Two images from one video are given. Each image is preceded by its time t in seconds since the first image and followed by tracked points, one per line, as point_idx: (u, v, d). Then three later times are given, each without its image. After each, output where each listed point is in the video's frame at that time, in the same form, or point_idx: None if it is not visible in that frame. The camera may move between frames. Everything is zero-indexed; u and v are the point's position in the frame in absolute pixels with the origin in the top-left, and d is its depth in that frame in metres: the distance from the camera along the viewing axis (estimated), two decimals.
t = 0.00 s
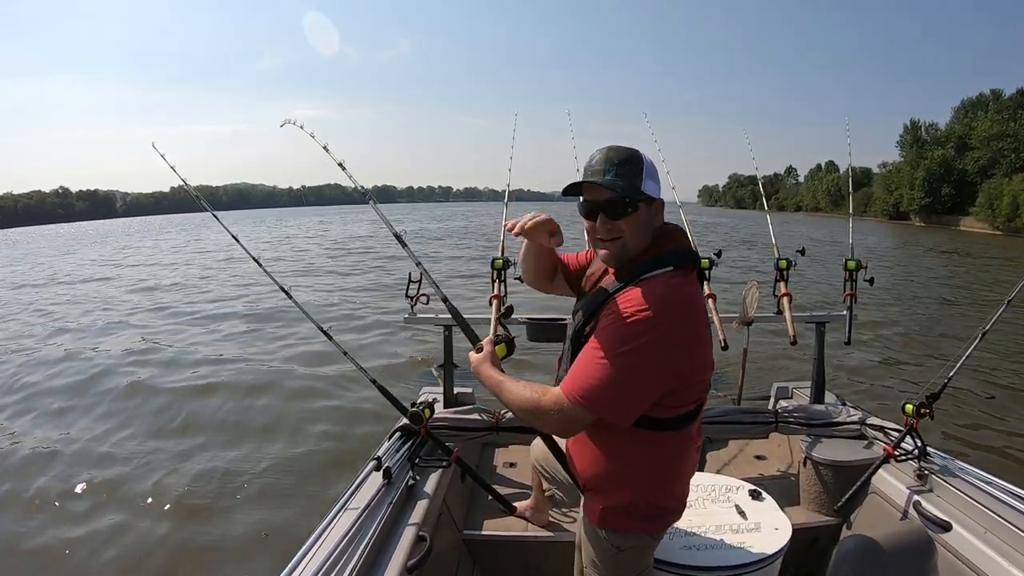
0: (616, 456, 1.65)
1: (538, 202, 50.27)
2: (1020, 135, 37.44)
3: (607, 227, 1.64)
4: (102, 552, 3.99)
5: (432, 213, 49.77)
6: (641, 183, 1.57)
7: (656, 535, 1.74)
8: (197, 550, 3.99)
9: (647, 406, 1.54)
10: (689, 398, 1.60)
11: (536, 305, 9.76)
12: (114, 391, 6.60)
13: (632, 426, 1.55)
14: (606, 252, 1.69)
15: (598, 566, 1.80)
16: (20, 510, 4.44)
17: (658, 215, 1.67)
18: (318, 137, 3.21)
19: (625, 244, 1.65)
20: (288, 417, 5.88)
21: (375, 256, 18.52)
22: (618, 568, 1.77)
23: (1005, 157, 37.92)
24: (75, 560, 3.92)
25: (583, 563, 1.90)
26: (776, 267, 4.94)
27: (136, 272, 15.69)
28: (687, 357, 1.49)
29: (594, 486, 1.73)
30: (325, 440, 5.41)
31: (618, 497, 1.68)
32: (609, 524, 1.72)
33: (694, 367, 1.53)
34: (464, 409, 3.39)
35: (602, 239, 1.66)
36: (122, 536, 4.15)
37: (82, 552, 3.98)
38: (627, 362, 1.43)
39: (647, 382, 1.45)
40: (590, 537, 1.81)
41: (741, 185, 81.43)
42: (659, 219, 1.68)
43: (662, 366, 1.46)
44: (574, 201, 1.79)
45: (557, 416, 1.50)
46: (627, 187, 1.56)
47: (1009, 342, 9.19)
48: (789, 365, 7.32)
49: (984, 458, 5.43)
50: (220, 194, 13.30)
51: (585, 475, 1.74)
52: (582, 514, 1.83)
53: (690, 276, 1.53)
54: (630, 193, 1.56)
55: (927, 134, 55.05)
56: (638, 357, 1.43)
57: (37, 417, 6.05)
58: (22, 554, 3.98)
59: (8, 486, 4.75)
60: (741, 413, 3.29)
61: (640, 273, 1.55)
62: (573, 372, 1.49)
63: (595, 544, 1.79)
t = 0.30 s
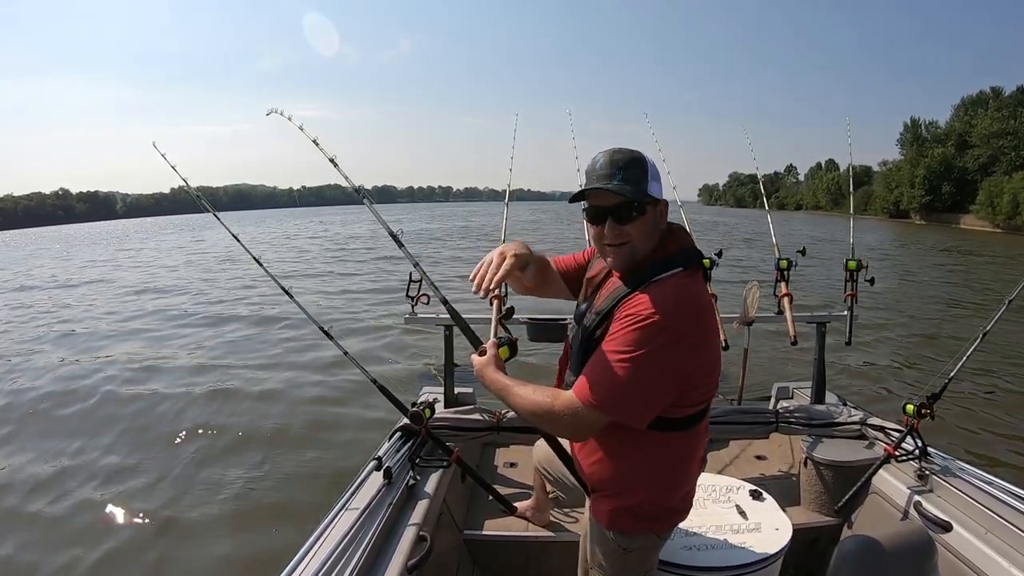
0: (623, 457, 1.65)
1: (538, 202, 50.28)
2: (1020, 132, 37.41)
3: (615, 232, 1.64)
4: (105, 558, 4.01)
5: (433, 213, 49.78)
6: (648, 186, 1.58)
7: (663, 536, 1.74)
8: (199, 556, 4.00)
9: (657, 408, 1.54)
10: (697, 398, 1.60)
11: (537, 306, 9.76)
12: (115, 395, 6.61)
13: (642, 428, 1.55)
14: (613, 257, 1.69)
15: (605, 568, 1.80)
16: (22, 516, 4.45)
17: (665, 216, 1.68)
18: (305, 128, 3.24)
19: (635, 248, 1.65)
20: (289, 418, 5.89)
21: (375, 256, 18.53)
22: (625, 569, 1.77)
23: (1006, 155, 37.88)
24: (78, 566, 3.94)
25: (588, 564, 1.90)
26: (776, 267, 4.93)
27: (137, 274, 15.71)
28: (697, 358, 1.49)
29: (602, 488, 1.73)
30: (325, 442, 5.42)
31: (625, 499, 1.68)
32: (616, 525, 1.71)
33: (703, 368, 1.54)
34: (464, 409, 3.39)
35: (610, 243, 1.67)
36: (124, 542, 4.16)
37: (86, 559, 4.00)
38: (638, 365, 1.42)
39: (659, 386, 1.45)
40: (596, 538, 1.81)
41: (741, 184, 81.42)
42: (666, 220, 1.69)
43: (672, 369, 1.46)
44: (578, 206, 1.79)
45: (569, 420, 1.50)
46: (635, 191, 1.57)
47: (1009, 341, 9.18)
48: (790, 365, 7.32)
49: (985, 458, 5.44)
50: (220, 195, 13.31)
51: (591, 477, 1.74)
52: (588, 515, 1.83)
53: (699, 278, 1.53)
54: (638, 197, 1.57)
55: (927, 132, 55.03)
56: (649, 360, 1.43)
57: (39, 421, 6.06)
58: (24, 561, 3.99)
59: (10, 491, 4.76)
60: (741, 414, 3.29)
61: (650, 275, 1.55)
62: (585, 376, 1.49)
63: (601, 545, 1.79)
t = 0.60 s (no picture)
0: (629, 456, 1.65)
1: (538, 203, 50.29)
2: (1020, 131, 37.42)
3: (615, 233, 1.64)
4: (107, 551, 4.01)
5: (433, 214, 49.82)
6: (649, 186, 1.58)
7: (669, 534, 1.75)
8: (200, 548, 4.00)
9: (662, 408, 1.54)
10: (701, 396, 1.61)
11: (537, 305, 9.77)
12: (115, 395, 6.62)
13: (647, 427, 1.55)
14: (615, 257, 1.68)
15: (612, 567, 1.80)
16: (23, 513, 4.45)
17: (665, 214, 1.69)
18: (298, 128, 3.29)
19: (638, 247, 1.65)
20: (289, 418, 5.89)
21: (375, 257, 18.55)
22: (632, 567, 1.77)
23: (1006, 153, 37.90)
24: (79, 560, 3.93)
25: (594, 562, 1.90)
26: (776, 266, 4.93)
27: (137, 276, 15.72)
28: (700, 357, 1.49)
29: (608, 487, 1.73)
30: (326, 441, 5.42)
31: (631, 497, 1.68)
32: (623, 523, 1.71)
33: (706, 367, 1.54)
34: (464, 409, 3.39)
35: (610, 243, 1.67)
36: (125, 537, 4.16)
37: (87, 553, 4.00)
38: (643, 366, 1.42)
39: (664, 386, 1.45)
40: (602, 537, 1.81)
41: (742, 183, 81.41)
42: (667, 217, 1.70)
43: (676, 369, 1.46)
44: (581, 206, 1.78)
45: (577, 422, 1.50)
46: (636, 191, 1.57)
47: (1009, 339, 9.18)
48: (790, 364, 7.33)
49: (986, 456, 5.44)
50: (221, 196, 13.35)
51: (597, 476, 1.74)
52: (594, 514, 1.83)
53: (701, 278, 1.53)
54: (639, 198, 1.57)
55: (927, 131, 55.09)
56: (654, 361, 1.42)
57: (40, 421, 6.06)
58: (25, 559, 3.98)
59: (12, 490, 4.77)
60: (741, 413, 3.29)
61: (652, 276, 1.55)
62: (590, 377, 1.49)
63: (608, 544, 1.79)
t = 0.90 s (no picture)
0: (629, 455, 1.65)
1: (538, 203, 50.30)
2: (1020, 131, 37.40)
3: (586, 225, 1.68)
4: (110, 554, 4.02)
5: (433, 213, 49.83)
6: (616, 185, 1.56)
7: (667, 533, 1.74)
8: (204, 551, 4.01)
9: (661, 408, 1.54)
10: (701, 397, 1.61)
11: (536, 305, 9.77)
12: (115, 397, 6.62)
13: (647, 426, 1.55)
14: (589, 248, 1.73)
15: (610, 566, 1.80)
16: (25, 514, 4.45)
17: (643, 218, 1.62)
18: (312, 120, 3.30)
19: (601, 242, 1.67)
20: (290, 419, 5.90)
21: (376, 257, 18.56)
22: (630, 566, 1.77)
23: (1006, 153, 37.89)
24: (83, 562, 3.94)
25: (593, 560, 1.90)
26: (776, 265, 4.93)
27: (137, 277, 15.72)
28: (699, 358, 1.49)
29: (606, 486, 1.73)
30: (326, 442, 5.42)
31: (629, 496, 1.68)
32: (621, 521, 1.71)
33: (705, 368, 1.54)
34: (464, 409, 3.39)
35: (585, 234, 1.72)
36: (128, 539, 4.16)
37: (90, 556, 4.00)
38: (640, 366, 1.42)
39: (661, 387, 1.45)
40: (601, 536, 1.81)
41: (742, 183, 81.42)
42: (646, 222, 1.63)
43: (675, 369, 1.45)
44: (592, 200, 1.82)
45: (574, 421, 1.50)
46: (598, 188, 1.58)
47: (1009, 339, 9.19)
48: (790, 364, 7.34)
49: (984, 456, 5.45)
50: (221, 197, 13.35)
51: (596, 474, 1.74)
52: (593, 512, 1.83)
53: (697, 281, 1.51)
54: (598, 194, 1.58)
55: (928, 131, 55.18)
56: (651, 361, 1.42)
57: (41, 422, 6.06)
58: (26, 561, 3.99)
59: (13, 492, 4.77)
60: (741, 411, 3.29)
61: (647, 277, 1.54)
62: (587, 375, 1.49)
63: (606, 542, 1.79)
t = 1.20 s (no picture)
0: (624, 456, 1.65)
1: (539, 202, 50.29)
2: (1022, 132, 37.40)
3: (585, 222, 1.70)
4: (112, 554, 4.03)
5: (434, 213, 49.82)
6: (613, 182, 1.58)
7: (663, 534, 1.74)
8: (204, 553, 4.01)
9: (656, 409, 1.53)
10: (698, 397, 1.60)
11: (537, 306, 9.78)
12: (115, 399, 6.62)
13: (642, 427, 1.55)
14: (589, 244, 1.74)
15: (606, 566, 1.80)
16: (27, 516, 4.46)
17: (640, 215, 1.62)
18: (298, 116, 3.31)
19: (598, 239, 1.68)
20: (289, 420, 5.90)
21: (377, 257, 18.55)
22: (626, 566, 1.77)
23: (1008, 154, 37.90)
24: (84, 563, 3.95)
25: (590, 559, 1.90)
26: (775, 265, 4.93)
27: (137, 277, 15.72)
28: (694, 358, 1.48)
29: (603, 486, 1.72)
30: (326, 443, 5.41)
31: (625, 496, 1.68)
32: (617, 520, 1.71)
33: (701, 369, 1.53)
34: (464, 410, 3.38)
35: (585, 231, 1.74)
36: (129, 539, 4.16)
37: (92, 556, 4.01)
38: (634, 367, 1.42)
39: (656, 388, 1.44)
40: (598, 535, 1.81)
41: (742, 183, 81.44)
42: (642, 219, 1.62)
43: (669, 371, 1.45)
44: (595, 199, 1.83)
45: (568, 422, 1.49)
46: (596, 186, 1.61)
47: (1010, 339, 9.19)
48: (790, 364, 7.34)
49: (983, 455, 5.46)
50: (222, 196, 13.36)
51: (592, 474, 1.74)
52: (590, 511, 1.83)
53: (695, 282, 1.51)
54: (595, 189, 1.60)
55: (928, 133, 55.34)
56: (645, 362, 1.42)
57: (41, 424, 6.06)
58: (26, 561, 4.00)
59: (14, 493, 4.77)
60: (740, 411, 3.29)
61: (643, 278, 1.53)
62: (581, 376, 1.49)
63: (603, 541, 1.79)
